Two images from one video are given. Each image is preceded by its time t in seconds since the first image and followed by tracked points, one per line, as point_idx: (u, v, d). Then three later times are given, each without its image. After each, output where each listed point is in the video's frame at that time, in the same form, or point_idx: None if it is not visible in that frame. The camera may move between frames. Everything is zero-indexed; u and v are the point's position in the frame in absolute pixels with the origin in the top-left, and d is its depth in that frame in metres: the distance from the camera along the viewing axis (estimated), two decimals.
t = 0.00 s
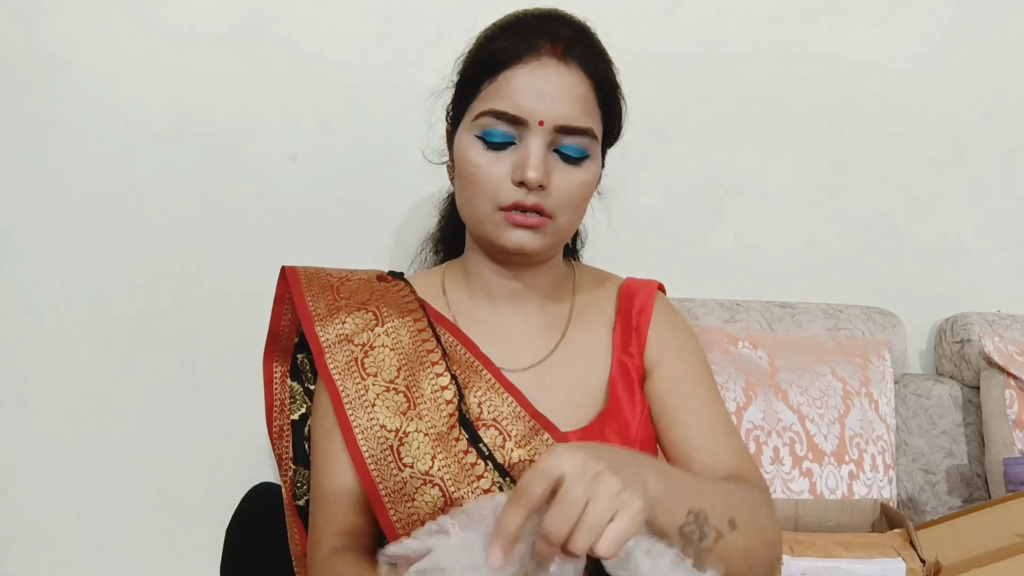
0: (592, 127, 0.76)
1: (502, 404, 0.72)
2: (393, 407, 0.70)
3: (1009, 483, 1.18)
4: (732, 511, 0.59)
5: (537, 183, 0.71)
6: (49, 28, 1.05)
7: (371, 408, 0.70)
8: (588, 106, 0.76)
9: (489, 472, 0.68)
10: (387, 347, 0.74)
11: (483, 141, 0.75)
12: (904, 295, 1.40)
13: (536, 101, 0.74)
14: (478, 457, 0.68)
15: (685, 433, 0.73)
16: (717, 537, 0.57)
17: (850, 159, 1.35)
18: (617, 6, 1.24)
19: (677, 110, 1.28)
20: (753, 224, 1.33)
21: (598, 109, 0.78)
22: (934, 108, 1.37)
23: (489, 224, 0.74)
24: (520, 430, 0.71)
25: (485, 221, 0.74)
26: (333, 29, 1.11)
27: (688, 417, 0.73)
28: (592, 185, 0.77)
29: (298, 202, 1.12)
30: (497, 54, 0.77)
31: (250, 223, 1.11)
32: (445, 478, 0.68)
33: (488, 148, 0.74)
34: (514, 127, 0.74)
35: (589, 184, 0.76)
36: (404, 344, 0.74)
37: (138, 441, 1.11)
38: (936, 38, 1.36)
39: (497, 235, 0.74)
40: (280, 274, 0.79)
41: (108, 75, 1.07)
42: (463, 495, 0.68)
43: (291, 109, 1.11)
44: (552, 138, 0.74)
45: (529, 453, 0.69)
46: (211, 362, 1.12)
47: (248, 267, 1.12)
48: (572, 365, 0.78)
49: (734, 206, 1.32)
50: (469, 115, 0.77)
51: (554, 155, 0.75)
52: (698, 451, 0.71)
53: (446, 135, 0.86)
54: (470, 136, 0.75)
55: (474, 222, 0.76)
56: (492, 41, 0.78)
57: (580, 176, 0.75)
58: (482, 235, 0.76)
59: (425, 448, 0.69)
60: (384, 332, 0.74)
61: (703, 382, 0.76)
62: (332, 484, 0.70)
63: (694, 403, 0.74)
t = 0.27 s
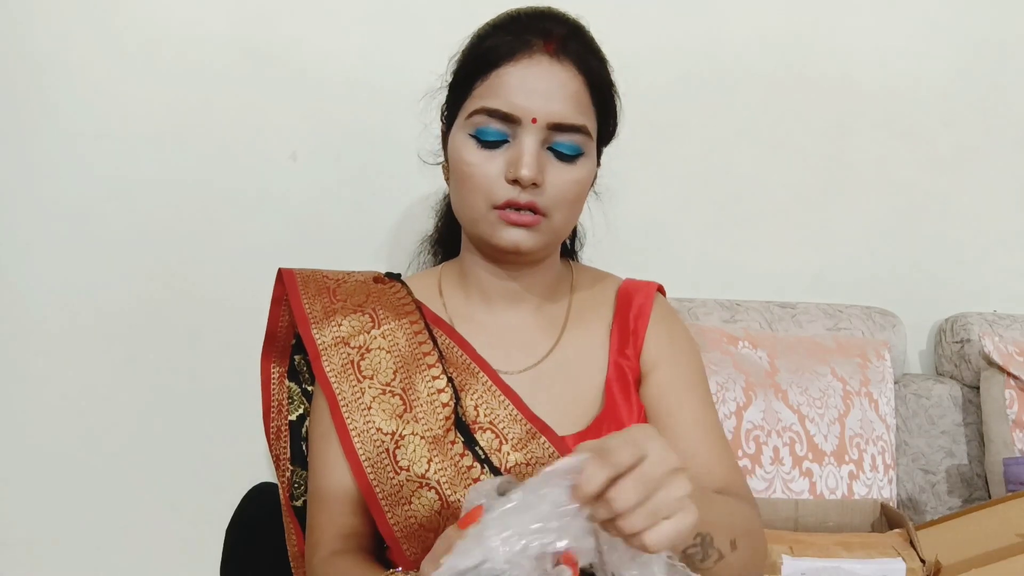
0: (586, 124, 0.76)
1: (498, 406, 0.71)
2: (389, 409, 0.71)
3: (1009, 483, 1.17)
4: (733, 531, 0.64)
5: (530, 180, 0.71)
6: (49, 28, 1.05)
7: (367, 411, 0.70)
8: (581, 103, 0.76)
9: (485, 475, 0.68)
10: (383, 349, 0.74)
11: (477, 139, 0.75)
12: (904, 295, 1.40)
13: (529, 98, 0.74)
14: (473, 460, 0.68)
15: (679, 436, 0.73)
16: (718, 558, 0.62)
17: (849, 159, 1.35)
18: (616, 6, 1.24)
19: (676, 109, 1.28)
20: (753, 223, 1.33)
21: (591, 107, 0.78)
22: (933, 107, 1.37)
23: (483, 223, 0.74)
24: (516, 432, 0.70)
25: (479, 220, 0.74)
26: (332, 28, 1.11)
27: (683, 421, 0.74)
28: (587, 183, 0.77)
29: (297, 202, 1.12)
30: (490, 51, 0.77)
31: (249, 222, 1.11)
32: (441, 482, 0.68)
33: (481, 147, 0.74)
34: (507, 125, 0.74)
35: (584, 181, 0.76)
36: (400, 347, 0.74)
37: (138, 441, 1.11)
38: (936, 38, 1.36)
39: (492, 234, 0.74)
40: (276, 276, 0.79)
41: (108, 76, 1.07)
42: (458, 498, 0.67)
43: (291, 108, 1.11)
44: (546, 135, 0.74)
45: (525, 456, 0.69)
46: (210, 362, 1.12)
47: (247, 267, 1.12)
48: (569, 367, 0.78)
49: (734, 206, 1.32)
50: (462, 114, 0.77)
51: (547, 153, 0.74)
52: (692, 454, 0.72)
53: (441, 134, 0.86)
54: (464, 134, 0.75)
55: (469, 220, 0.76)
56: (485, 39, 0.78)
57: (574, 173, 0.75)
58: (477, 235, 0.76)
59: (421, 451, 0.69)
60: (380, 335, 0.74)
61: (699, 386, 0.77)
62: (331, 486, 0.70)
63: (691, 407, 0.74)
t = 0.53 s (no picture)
0: (581, 123, 0.76)
1: (496, 408, 0.71)
2: (386, 412, 0.70)
3: (1009, 483, 1.17)
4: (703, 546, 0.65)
5: (527, 181, 0.71)
6: (48, 28, 1.05)
7: (364, 415, 0.70)
8: (576, 101, 0.76)
9: (481, 478, 0.68)
10: (380, 351, 0.73)
11: (472, 140, 0.74)
12: (903, 296, 1.40)
13: (524, 98, 0.73)
14: (470, 463, 0.68)
15: (676, 438, 0.74)
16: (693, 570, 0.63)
17: (849, 159, 1.35)
18: (617, 6, 1.24)
19: (677, 109, 1.28)
20: (754, 223, 1.33)
21: (587, 105, 0.78)
22: (934, 108, 1.37)
23: (481, 223, 0.74)
24: (514, 434, 0.70)
25: (476, 220, 0.74)
26: (333, 28, 1.11)
27: (681, 422, 0.74)
28: (584, 182, 0.77)
29: (298, 202, 1.12)
30: (484, 51, 0.76)
31: (250, 223, 1.11)
32: (438, 485, 0.68)
33: (477, 147, 0.74)
34: (503, 125, 0.74)
35: (580, 180, 0.76)
36: (397, 349, 0.74)
37: (138, 442, 1.11)
38: (936, 38, 1.36)
39: (490, 235, 0.74)
40: (271, 277, 0.79)
41: (107, 76, 1.07)
42: (456, 501, 0.67)
43: (291, 108, 1.11)
44: (541, 134, 0.73)
45: (522, 458, 0.69)
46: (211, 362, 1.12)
47: (247, 268, 1.12)
48: (567, 368, 0.78)
49: (734, 206, 1.32)
50: (457, 114, 0.77)
51: (543, 152, 0.74)
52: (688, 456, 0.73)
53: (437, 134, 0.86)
54: (459, 135, 0.75)
55: (466, 221, 0.75)
56: (478, 38, 0.78)
57: (571, 172, 0.75)
58: (475, 235, 0.76)
59: (418, 455, 0.69)
60: (376, 337, 0.74)
61: (696, 387, 0.77)
62: (329, 488, 0.70)
63: (688, 409, 0.75)
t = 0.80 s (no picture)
0: (573, 123, 0.76)
1: (495, 408, 0.71)
2: (385, 413, 0.71)
3: (1009, 483, 1.17)
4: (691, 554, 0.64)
5: (518, 182, 0.71)
6: (48, 28, 1.05)
7: (362, 414, 0.70)
8: (567, 101, 0.76)
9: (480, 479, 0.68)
10: (379, 352, 0.73)
11: (464, 143, 0.74)
12: (903, 295, 1.40)
13: (514, 99, 0.73)
14: (469, 462, 0.68)
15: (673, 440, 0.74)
16: None
17: (849, 160, 1.35)
18: (617, 6, 1.24)
19: (677, 109, 1.28)
20: (754, 223, 1.33)
21: (579, 104, 0.78)
22: (933, 107, 1.37)
23: (474, 225, 0.74)
24: (514, 434, 0.70)
25: (470, 223, 0.74)
26: (332, 27, 1.11)
27: (680, 423, 0.75)
28: (577, 182, 0.77)
29: (298, 202, 1.12)
30: (474, 53, 0.76)
31: (249, 222, 1.11)
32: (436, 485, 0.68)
33: (469, 150, 0.74)
34: (494, 127, 0.74)
35: (574, 180, 0.76)
36: (396, 349, 0.74)
37: (137, 442, 1.11)
38: (936, 37, 1.36)
39: (483, 237, 0.74)
40: (269, 277, 0.79)
41: (107, 76, 1.07)
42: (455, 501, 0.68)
43: (291, 108, 1.11)
44: (532, 135, 0.73)
45: (521, 458, 0.70)
46: (211, 362, 1.12)
47: (247, 268, 1.12)
48: (566, 368, 0.78)
49: (734, 206, 1.32)
50: (449, 117, 0.77)
51: (535, 153, 0.74)
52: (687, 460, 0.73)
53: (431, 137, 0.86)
54: (450, 138, 0.75)
55: (460, 224, 0.76)
56: (468, 40, 0.78)
57: (563, 172, 0.75)
58: (469, 237, 0.76)
59: (417, 455, 0.69)
60: (376, 337, 0.74)
61: (695, 391, 0.78)
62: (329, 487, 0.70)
63: (687, 412, 0.76)
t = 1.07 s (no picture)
0: (575, 122, 0.76)
1: (500, 409, 0.71)
2: (389, 413, 0.71)
3: (1009, 483, 1.19)
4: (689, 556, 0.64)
5: (521, 182, 0.71)
6: (49, 28, 1.05)
7: (367, 415, 0.71)
8: (568, 100, 0.76)
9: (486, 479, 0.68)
10: (383, 352, 0.73)
11: (466, 143, 0.74)
12: (903, 295, 1.40)
13: (515, 99, 0.73)
14: (475, 464, 0.68)
15: (674, 444, 0.75)
16: None
17: (849, 160, 1.35)
18: (617, 6, 1.24)
19: (677, 109, 1.28)
20: (754, 223, 1.33)
21: (580, 103, 0.78)
22: (934, 107, 1.37)
23: (478, 226, 0.74)
24: (519, 434, 0.70)
25: (473, 224, 0.75)
26: (332, 27, 1.11)
27: (683, 428, 0.75)
28: (580, 181, 0.77)
29: (298, 202, 1.12)
30: (475, 54, 0.76)
31: (249, 222, 1.11)
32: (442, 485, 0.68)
33: (471, 150, 0.74)
34: (496, 127, 0.74)
35: (576, 179, 0.76)
36: (400, 350, 0.74)
37: (137, 442, 1.11)
38: (936, 37, 1.36)
39: (487, 237, 0.74)
40: (272, 278, 0.79)
41: (107, 76, 1.07)
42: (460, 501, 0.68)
43: (291, 108, 1.11)
44: (534, 135, 0.73)
45: (527, 458, 0.69)
46: (211, 362, 1.12)
47: (247, 268, 1.12)
48: (571, 369, 0.78)
49: (734, 206, 1.32)
50: (451, 118, 0.77)
51: (537, 153, 0.74)
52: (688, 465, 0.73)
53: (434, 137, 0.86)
54: (452, 139, 0.76)
55: (464, 225, 0.76)
56: (469, 41, 0.78)
57: (565, 171, 0.75)
58: (473, 238, 0.76)
59: (423, 455, 0.69)
60: (380, 338, 0.74)
61: (698, 397, 0.79)
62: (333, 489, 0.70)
63: (690, 417, 0.76)
